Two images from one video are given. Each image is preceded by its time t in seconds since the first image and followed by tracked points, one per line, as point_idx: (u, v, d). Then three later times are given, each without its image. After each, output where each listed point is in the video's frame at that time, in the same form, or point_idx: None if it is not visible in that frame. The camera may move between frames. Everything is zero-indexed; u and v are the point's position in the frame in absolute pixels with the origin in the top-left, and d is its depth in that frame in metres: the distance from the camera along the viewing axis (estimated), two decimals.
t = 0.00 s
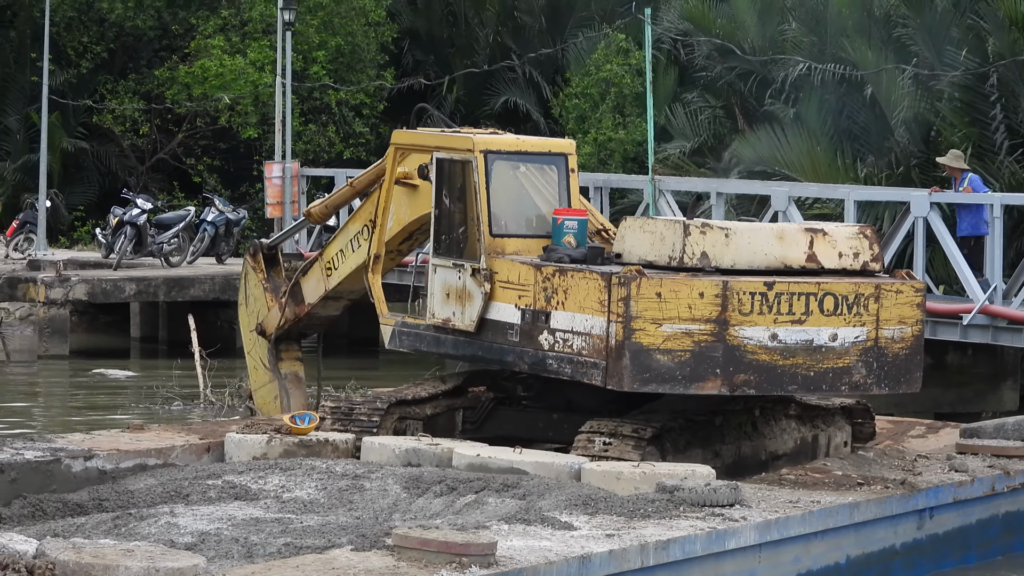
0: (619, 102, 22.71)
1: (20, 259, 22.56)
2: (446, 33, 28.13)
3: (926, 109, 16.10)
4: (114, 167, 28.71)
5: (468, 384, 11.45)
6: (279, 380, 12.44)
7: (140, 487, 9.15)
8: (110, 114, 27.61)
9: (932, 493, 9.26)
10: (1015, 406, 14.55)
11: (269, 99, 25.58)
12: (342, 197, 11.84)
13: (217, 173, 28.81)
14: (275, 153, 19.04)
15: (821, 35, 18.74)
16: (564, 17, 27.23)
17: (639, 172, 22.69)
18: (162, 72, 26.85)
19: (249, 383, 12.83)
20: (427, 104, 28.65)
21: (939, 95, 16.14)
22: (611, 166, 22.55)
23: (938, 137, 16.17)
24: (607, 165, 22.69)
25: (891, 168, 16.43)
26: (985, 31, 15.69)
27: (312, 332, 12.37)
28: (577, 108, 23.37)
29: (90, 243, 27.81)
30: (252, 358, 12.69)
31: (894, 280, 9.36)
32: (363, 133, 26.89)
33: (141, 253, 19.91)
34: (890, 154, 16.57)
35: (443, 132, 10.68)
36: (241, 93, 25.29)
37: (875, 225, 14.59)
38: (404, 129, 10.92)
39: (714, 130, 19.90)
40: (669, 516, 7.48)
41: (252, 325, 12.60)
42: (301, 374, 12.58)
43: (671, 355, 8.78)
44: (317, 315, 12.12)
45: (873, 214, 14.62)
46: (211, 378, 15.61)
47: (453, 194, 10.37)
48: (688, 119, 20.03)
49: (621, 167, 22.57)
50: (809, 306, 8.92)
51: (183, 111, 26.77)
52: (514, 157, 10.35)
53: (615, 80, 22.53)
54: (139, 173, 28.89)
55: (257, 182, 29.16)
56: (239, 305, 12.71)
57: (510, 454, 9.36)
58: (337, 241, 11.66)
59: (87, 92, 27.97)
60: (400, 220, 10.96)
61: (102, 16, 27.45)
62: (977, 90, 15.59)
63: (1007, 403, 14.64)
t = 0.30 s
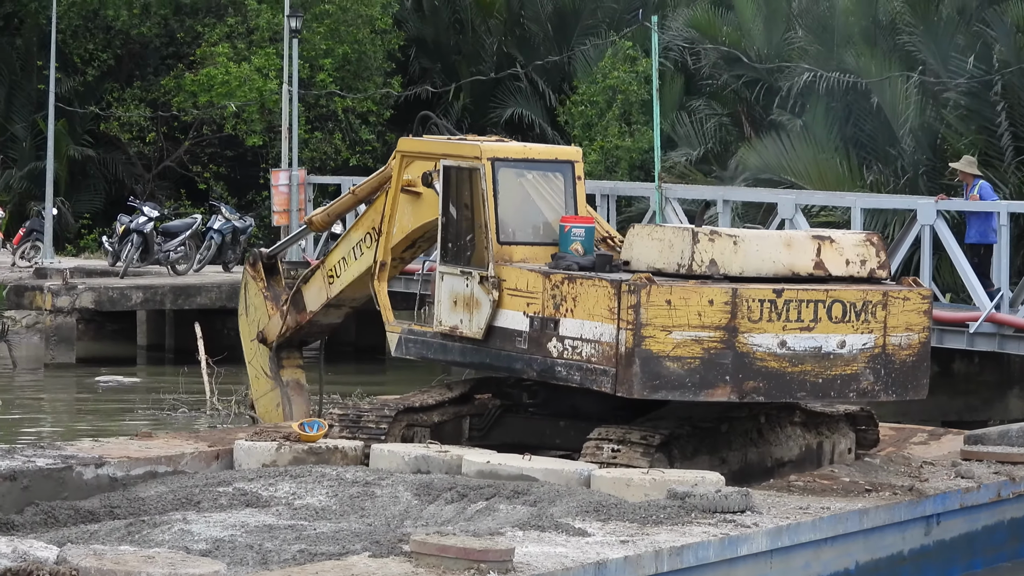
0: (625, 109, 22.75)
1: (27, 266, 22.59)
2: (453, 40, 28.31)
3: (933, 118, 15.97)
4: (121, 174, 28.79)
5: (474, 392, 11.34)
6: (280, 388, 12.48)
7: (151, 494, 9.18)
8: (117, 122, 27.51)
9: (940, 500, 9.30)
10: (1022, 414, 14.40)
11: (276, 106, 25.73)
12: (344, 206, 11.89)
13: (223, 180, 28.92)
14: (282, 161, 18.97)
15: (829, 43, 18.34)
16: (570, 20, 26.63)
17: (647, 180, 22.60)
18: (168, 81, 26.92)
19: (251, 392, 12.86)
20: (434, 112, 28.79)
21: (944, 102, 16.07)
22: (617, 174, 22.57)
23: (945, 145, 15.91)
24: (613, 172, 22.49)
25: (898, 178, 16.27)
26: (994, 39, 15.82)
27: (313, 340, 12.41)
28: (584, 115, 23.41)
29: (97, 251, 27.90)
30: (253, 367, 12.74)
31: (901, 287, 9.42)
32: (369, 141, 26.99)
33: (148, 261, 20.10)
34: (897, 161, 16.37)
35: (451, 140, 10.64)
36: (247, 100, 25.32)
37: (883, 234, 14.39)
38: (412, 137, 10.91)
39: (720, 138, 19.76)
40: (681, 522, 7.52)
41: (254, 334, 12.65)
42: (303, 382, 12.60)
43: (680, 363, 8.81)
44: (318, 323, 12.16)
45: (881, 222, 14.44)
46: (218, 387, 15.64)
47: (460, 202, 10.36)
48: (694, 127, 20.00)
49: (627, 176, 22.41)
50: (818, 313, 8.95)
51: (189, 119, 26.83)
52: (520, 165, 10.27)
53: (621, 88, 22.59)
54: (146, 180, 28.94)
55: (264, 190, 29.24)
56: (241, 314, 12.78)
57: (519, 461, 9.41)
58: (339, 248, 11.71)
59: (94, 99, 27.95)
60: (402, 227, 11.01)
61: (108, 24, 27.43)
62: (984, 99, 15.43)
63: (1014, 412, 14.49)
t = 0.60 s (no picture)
0: (628, 113, 22.81)
1: (29, 270, 22.58)
2: (456, 44, 28.21)
3: (936, 120, 16.05)
4: (124, 178, 28.89)
5: (477, 394, 11.34)
6: (278, 390, 12.51)
7: (159, 497, 9.18)
8: (121, 125, 27.73)
9: (944, 501, 9.35)
10: None
11: (278, 110, 25.62)
12: (341, 210, 11.91)
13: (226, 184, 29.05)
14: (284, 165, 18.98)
15: (830, 48, 18.32)
16: (573, 25, 26.85)
17: (649, 184, 22.63)
18: (171, 84, 27.01)
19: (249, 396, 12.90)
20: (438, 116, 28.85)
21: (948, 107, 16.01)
22: (620, 178, 22.60)
23: (949, 149, 16.00)
24: (616, 176, 22.72)
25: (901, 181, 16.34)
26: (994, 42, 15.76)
27: (310, 342, 12.45)
28: (586, 119, 23.46)
29: (100, 254, 27.95)
30: (251, 371, 12.77)
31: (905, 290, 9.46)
32: (372, 144, 27.05)
33: (151, 265, 19.99)
34: (902, 166, 16.34)
35: (454, 143, 10.63)
36: (250, 104, 25.33)
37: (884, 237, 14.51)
38: (414, 141, 10.87)
39: (723, 142, 19.54)
40: (690, 524, 7.57)
41: (251, 337, 12.69)
42: (301, 384, 12.64)
43: (687, 365, 8.84)
44: (317, 325, 12.21)
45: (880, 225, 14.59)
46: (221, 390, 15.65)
47: (464, 205, 10.34)
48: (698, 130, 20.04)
49: (630, 179, 22.53)
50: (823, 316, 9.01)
51: (192, 122, 26.87)
52: (525, 168, 10.30)
53: (625, 91, 22.63)
54: (149, 184, 29.10)
55: (267, 193, 29.34)
56: (237, 319, 12.82)
57: (525, 463, 9.44)
58: (337, 251, 11.75)
59: (97, 102, 28.08)
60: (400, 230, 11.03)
61: (110, 28, 27.25)
62: (987, 102, 15.53)
63: (1018, 416, 14.37)
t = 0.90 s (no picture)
0: (628, 116, 22.88)
1: (29, 273, 22.59)
2: (456, 48, 28.44)
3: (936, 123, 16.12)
4: (125, 181, 28.97)
5: (478, 396, 11.28)
6: (274, 392, 12.53)
7: (164, 498, 9.15)
8: (121, 129, 27.75)
9: (945, 503, 9.38)
10: None
11: (279, 113, 25.66)
12: (338, 214, 11.95)
13: (227, 188, 29.10)
14: (285, 169, 18.94)
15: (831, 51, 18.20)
16: (574, 29, 26.61)
17: (649, 187, 22.71)
18: (171, 87, 27.05)
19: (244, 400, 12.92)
20: (438, 119, 28.93)
21: (949, 110, 16.02)
22: (621, 180, 22.64)
23: (949, 153, 16.16)
24: (616, 180, 22.79)
25: (900, 184, 16.54)
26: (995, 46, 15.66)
27: (305, 345, 12.48)
28: (586, 123, 23.54)
29: (101, 258, 27.98)
30: (246, 375, 12.80)
31: (907, 292, 9.52)
32: (373, 147, 27.11)
33: (151, 268, 20.05)
34: (902, 168, 16.58)
35: (455, 146, 10.61)
36: (250, 108, 25.37)
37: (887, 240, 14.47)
38: (415, 144, 10.84)
39: (723, 146, 19.67)
40: (697, 526, 7.61)
41: (245, 342, 12.72)
42: (296, 386, 12.65)
43: (692, 368, 8.88)
44: (312, 327, 12.23)
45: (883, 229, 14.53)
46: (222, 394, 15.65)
47: (466, 208, 10.31)
48: (697, 134, 20.13)
49: (630, 183, 22.61)
50: (826, 319, 9.06)
51: (193, 126, 26.93)
52: (527, 171, 10.28)
53: (625, 94, 22.70)
54: (150, 188, 29.18)
55: (269, 197, 29.34)
56: (230, 324, 12.85)
57: (528, 465, 9.42)
58: (332, 254, 11.79)
59: (98, 106, 28.23)
60: (395, 232, 11.06)
61: (110, 31, 27.33)
62: (989, 106, 15.59)
63: (1018, 420, 14.44)
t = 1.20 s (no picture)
0: (629, 117, 22.93)
1: (30, 275, 22.60)
2: (457, 49, 28.50)
3: (938, 124, 16.09)
4: (126, 182, 29.00)
5: (479, 396, 11.23)
6: (269, 393, 12.51)
7: (169, 499, 9.16)
8: (121, 130, 27.78)
9: (947, 503, 9.42)
10: None
11: (280, 115, 25.66)
12: (332, 215, 11.99)
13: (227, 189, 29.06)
14: (285, 170, 19.02)
15: (832, 52, 18.27)
16: (575, 31, 26.64)
17: (650, 188, 22.74)
18: (171, 87, 27.11)
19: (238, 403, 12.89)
20: (438, 120, 28.95)
21: (950, 111, 16.05)
22: (622, 181, 22.65)
23: (950, 154, 16.17)
24: (617, 181, 22.89)
25: (903, 184, 16.39)
26: (998, 48, 15.73)
27: (300, 345, 12.50)
28: (587, 124, 23.57)
29: (101, 259, 28.02)
30: (241, 377, 12.79)
31: (909, 293, 9.57)
32: (374, 149, 27.10)
33: (152, 269, 20.06)
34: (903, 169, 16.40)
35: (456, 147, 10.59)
36: (251, 109, 25.38)
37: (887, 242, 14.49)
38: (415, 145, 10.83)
39: (724, 147, 19.78)
40: (703, 526, 7.66)
41: (240, 343, 12.75)
42: (291, 387, 12.63)
43: (698, 368, 8.92)
44: (308, 328, 12.26)
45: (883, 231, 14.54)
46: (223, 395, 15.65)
47: (468, 210, 10.31)
48: (698, 135, 20.19)
49: (630, 183, 22.65)
50: (830, 319, 9.10)
51: (194, 127, 26.98)
52: (529, 173, 10.26)
53: (625, 96, 22.77)
54: (150, 189, 29.20)
55: (269, 198, 29.30)
56: (225, 328, 12.89)
57: (532, 465, 9.42)
58: (328, 255, 11.83)
59: (97, 107, 28.18)
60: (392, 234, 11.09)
61: (111, 32, 27.38)
62: (990, 106, 15.52)
63: (1018, 421, 14.49)
